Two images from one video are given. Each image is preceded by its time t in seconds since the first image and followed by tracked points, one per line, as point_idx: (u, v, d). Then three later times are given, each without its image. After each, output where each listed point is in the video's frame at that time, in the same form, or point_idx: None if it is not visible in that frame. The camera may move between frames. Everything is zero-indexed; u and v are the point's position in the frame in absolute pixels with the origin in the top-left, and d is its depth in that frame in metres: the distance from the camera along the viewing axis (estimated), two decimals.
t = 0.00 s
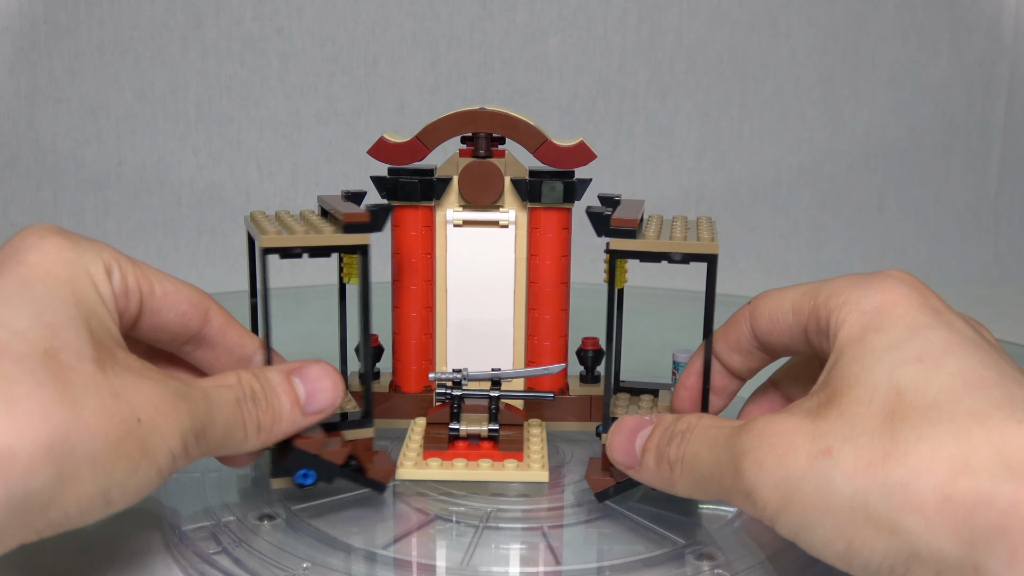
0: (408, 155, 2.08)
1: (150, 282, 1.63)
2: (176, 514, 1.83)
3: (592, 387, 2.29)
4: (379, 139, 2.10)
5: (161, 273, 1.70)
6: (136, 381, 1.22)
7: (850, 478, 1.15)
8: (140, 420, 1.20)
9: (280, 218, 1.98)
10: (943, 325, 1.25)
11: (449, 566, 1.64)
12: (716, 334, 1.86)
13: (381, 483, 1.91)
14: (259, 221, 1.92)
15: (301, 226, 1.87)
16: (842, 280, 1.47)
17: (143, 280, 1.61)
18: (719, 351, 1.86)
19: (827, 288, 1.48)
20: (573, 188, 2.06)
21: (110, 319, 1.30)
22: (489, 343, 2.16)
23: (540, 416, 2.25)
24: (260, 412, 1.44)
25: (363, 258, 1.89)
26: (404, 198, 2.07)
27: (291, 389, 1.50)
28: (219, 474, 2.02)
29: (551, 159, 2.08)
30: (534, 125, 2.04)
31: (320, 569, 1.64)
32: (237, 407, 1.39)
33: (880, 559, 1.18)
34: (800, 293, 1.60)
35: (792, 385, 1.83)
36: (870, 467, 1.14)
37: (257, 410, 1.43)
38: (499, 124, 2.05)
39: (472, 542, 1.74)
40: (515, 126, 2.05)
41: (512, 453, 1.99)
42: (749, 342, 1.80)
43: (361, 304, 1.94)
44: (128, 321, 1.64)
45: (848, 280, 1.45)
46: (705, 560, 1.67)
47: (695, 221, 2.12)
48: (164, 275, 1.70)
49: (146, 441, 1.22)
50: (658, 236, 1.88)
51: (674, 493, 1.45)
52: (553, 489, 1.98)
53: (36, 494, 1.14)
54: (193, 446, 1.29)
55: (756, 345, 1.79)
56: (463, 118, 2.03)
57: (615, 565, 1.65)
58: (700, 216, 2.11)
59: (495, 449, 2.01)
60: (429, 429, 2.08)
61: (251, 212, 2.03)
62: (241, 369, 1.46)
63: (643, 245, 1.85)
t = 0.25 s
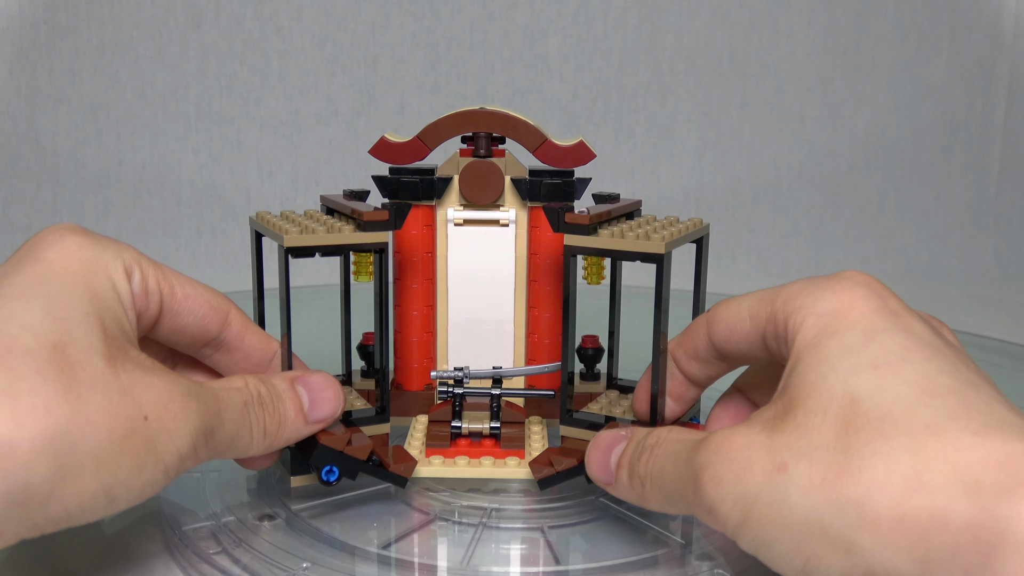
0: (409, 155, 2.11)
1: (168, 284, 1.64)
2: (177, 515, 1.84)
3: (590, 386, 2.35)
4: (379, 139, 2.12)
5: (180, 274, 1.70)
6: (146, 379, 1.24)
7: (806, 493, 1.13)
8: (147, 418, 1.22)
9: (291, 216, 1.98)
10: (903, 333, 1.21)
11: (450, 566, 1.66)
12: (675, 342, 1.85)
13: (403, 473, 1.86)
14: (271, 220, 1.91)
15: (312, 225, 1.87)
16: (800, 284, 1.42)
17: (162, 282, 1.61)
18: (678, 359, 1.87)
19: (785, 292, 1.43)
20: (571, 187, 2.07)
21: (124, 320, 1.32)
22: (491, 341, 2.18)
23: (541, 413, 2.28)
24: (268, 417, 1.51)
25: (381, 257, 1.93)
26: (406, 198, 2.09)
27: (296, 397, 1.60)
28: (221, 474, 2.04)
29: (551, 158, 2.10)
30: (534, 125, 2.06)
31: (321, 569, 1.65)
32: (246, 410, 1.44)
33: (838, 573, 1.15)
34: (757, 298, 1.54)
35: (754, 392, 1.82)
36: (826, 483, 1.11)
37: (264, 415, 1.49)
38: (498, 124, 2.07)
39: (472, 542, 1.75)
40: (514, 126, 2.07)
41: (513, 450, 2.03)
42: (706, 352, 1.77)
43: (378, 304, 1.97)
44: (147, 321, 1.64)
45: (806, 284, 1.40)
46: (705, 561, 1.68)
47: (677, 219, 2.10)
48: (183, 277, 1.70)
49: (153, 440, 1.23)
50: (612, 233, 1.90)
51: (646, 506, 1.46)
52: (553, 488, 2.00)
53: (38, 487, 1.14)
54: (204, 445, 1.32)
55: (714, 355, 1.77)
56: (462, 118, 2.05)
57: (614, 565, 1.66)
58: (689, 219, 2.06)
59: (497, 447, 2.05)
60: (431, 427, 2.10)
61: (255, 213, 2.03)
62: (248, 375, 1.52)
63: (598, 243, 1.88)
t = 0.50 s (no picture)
0: (409, 155, 2.11)
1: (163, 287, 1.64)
2: (177, 515, 1.84)
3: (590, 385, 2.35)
4: (379, 139, 2.13)
5: (177, 278, 1.71)
6: (137, 381, 1.23)
7: (805, 489, 1.14)
8: (134, 421, 1.21)
9: (291, 216, 1.98)
10: (900, 330, 1.22)
11: (449, 566, 1.66)
12: (674, 342, 1.85)
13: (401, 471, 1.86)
14: (271, 220, 1.91)
15: (311, 223, 1.87)
16: (798, 282, 1.42)
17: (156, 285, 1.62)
18: (677, 359, 1.87)
19: (783, 290, 1.43)
20: (570, 187, 2.08)
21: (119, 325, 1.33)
22: (490, 340, 2.19)
23: (540, 413, 2.28)
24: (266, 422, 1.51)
25: (378, 255, 1.93)
26: (405, 198, 2.09)
27: (296, 403, 1.59)
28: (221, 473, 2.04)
29: (550, 158, 2.10)
30: (533, 125, 2.06)
31: (320, 569, 1.65)
32: (243, 414, 1.43)
33: (837, 570, 1.15)
34: (757, 297, 1.54)
35: (753, 390, 1.82)
36: (825, 479, 1.12)
37: (262, 420, 1.49)
38: (498, 124, 2.07)
39: (471, 542, 1.75)
40: (514, 125, 2.07)
41: (513, 449, 2.03)
42: (705, 352, 1.78)
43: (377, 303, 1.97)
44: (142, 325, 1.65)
45: (804, 282, 1.41)
46: (705, 561, 1.69)
47: (676, 219, 2.11)
48: (179, 281, 1.71)
49: (141, 443, 1.22)
50: (611, 232, 1.90)
51: (644, 505, 1.47)
52: (553, 487, 2.00)
53: (18, 489, 1.14)
54: (199, 448, 1.31)
55: (712, 355, 1.77)
56: (462, 118, 2.06)
57: (614, 565, 1.66)
58: (688, 219, 2.07)
59: (497, 446, 2.05)
60: (431, 426, 2.10)
61: (255, 213, 2.02)
62: (247, 380, 1.52)
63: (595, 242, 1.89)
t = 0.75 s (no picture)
0: (409, 155, 2.11)
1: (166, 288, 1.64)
2: (177, 515, 1.84)
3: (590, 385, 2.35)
4: (379, 139, 2.13)
5: (178, 279, 1.70)
6: (141, 390, 1.23)
7: (803, 483, 1.13)
8: (136, 429, 1.21)
9: (292, 216, 1.98)
10: (898, 326, 1.22)
11: (449, 566, 1.66)
12: (673, 341, 1.86)
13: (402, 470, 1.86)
14: (271, 220, 1.91)
15: (310, 223, 1.87)
16: (797, 280, 1.43)
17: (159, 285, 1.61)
18: (677, 357, 1.87)
19: (783, 288, 1.44)
20: (569, 187, 2.09)
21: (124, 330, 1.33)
22: (490, 340, 2.19)
23: (540, 412, 2.28)
24: (281, 438, 1.45)
25: (378, 255, 1.93)
26: (405, 197, 2.09)
27: (317, 421, 1.53)
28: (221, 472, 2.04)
29: (550, 158, 2.10)
30: (533, 125, 2.06)
31: (320, 569, 1.65)
32: (257, 428, 1.39)
33: (835, 565, 1.15)
34: (756, 296, 1.55)
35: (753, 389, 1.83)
36: (822, 472, 1.12)
37: (278, 435, 1.44)
38: (497, 124, 2.07)
39: (471, 542, 1.75)
40: (513, 125, 2.07)
41: (513, 449, 2.03)
42: (705, 351, 1.78)
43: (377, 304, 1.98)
44: (145, 326, 1.64)
45: (803, 280, 1.41)
46: (705, 561, 1.69)
47: (676, 219, 2.11)
48: (181, 282, 1.70)
49: (142, 451, 1.22)
50: (611, 232, 1.90)
51: (641, 502, 1.46)
52: (552, 487, 2.00)
53: (17, 496, 1.15)
54: (200, 459, 1.30)
55: (713, 353, 1.77)
56: (461, 118, 2.06)
57: (613, 565, 1.66)
58: (688, 219, 2.07)
59: (497, 446, 2.05)
60: (431, 425, 2.11)
61: (255, 212, 2.02)
62: (269, 394, 1.48)
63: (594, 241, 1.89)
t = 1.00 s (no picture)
0: (408, 155, 2.11)
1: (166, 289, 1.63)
2: (177, 514, 1.84)
3: (590, 384, 2.35)
4: (379, 139, 2.13)
5: (178, 280, 1.70)
6: (139, 398, 1.24)
7: (806, 478, 1.14)
8: (136, 437, 1.22)
9: (292, 216, 1.98)
10: (900, 324, 1.23)
11: (449, 566, 1.66)
12: (673, 341, 1.86)
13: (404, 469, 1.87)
14: (272, 220, 1.91)
15: (310, 223, 1.87)
16: (798, 279, 1.44)
17: (159, 287, 1.61)
18: (677, 357, 1.88)
19: (783, 288, 1.45)
20: (570, 187, 2.09)
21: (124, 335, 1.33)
22: (489, 340, 2.19)
23: (540, 412, 2.28)
24: (276, 448, 1.43)
25: (379, 255, 1.93)
26: (405, 197, 2.09)
27: (313, 430, 1.50)
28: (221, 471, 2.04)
29: (550, 158, 2.10)
30: (533, 125, 2.06)
31: (320, 569, 1.65)
32: (252, 437, 1.38)
33: (838, 559, 1.15)
34: (756, 295, 1.56)
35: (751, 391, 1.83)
36: (826, 467, 1.13)
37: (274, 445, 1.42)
38: (497, 124, 2.07)
39: (471, 543, 1.75)
40: (514, 125, 2.07)
41: (513, 449, 2.04)
42: (706, 350, 1.78)
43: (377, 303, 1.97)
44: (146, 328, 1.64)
45: (804, 279, 1.42)
46: (705, 561, 1.69)
47: (676, 219, 2.11)
48: (180, 282, 1.70)
49: (140, 459, 1.23)
50: (611, 232, 1.90)
51: (639, 499, 1.47)
52: (553, 487, 2.00)
53: (20, 502, 1.15)
54: (193, 469, 1.30)
55: (713, 352, 1.77)
56: (462, 118, 2.06)
57: (614, 565, 1.66)
58: (689, 221, 2.07)
59: (497, 446, 2.06)
60: (430, 425, 2.11)
61: (255, 212, 2.02)
62: (266, 401, 1.46)
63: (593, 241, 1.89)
